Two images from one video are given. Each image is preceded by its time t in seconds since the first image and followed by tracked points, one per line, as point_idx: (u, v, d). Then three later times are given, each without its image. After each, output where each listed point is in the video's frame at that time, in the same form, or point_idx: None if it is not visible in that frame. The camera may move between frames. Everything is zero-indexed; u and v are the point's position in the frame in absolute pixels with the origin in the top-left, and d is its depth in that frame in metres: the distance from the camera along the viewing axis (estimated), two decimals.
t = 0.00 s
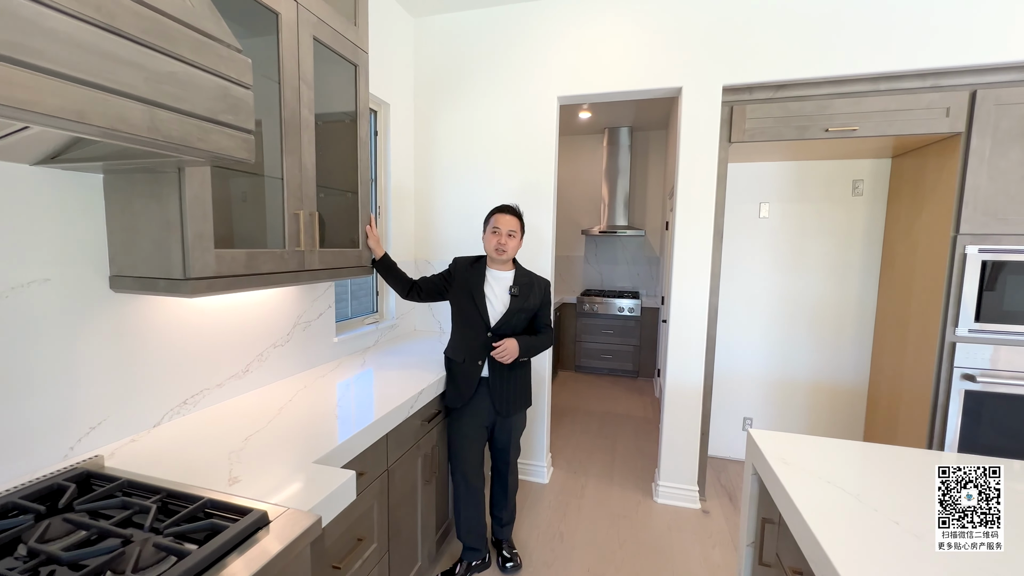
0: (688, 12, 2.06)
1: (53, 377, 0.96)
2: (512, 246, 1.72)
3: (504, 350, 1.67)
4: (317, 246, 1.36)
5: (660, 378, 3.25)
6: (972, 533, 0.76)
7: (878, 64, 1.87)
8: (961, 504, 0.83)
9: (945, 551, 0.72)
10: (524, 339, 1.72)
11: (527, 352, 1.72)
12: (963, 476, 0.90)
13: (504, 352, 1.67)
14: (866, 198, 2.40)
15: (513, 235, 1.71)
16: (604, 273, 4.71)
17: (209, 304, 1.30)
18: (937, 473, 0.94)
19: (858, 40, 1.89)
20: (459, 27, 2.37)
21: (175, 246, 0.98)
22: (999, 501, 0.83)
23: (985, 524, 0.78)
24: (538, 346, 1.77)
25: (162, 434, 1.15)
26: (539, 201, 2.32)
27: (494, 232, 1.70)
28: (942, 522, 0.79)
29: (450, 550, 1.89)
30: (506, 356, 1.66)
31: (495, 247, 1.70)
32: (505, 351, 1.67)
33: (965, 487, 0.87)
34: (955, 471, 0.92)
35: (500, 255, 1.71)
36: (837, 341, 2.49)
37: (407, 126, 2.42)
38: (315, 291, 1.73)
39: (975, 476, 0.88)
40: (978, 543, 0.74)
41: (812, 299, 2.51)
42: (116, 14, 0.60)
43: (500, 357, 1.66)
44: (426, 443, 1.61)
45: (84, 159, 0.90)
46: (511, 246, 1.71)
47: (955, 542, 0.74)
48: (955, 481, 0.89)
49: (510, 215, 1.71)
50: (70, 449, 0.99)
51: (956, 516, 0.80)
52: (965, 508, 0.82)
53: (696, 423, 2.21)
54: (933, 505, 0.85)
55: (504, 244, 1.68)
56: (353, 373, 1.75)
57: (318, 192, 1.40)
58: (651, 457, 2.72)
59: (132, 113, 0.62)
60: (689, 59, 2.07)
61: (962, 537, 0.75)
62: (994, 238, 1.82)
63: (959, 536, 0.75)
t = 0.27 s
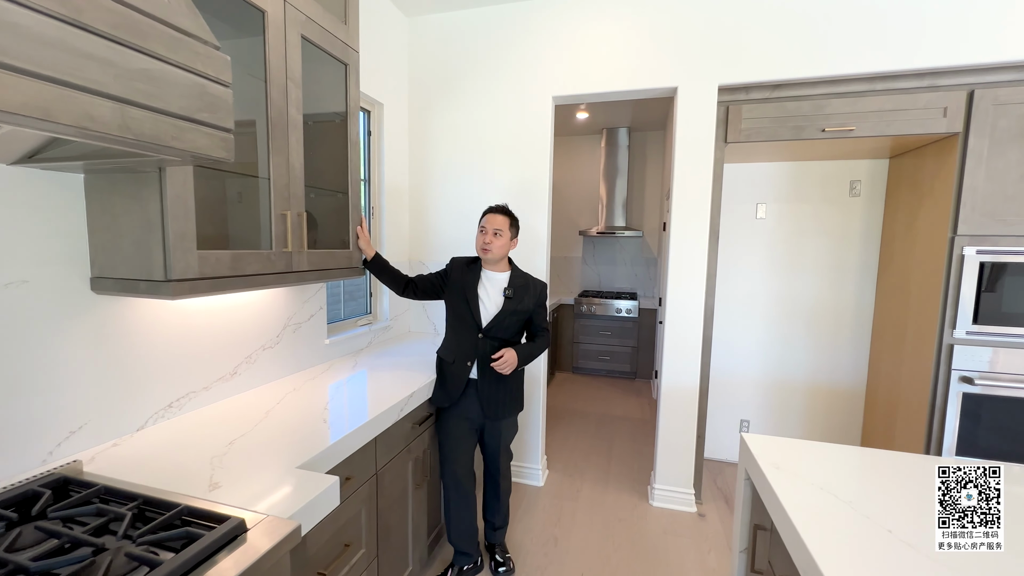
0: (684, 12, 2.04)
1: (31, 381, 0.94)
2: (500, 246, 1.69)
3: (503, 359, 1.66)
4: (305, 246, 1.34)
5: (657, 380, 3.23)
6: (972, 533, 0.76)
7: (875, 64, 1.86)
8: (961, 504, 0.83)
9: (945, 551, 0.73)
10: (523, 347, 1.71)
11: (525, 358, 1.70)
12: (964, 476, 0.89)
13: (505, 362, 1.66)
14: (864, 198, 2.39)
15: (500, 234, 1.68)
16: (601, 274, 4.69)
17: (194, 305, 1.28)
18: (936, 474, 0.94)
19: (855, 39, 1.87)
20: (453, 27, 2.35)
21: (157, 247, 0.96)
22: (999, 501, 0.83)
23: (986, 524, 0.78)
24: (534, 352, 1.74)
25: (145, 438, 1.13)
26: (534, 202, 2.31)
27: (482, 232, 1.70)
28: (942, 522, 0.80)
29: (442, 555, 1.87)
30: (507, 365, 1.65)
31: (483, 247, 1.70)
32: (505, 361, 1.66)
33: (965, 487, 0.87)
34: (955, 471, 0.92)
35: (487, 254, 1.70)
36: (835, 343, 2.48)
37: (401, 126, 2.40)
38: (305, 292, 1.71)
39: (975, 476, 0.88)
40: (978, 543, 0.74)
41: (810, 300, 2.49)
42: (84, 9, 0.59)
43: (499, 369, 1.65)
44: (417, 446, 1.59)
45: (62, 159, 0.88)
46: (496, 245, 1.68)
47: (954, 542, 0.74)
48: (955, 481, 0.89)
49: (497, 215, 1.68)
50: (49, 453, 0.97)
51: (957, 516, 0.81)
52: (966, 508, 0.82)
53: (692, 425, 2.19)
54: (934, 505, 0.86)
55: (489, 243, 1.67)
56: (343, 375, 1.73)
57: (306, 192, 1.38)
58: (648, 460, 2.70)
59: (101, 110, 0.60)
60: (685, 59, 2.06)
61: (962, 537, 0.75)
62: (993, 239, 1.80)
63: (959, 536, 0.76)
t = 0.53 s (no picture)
0: (680, 11, 2.04)
1: (16, 379, 0.94)
2: (504, 246, 1.68)
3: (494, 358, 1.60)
4: (297, 245, 1.33)
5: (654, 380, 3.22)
6: (972, 533, 0.76)
7: (871, 63, 1.85)
8: (961, 504, 0.83)
9: (945, 551, 0.73)
10: (516, 347, 1.67)
11: (518, 358, 1.67)
12: (964, 476, 0.89)
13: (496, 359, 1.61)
14: (861, 198, 2.38)
15: (507, 234, 1.67)
16: (600, 274, 4.69)
17: (184, 304, 1.27)
18: (936, 473, 0.94)
19: (851, 38, 1.86)
20: (449, 26, 2.35)
21: (142, 245, 0.95)
22: (999, 501, 0.83)
23: (986, 524, 0.77)
24: (531, 354, 1.72)
25: (133, 437, 1.12)
26: (530, 201, 2.30)
27: (489, 230, 1.69)
28: (943, 522, 0.79)
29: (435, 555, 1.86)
30: (496, 362, 1.60)
31: (488, 246, 1.69)
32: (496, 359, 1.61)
33: (965, 487, 0.87)
34: (955, 471, 0.92)
35: (492, 253, 1.69)
36: (833, 343, 2.46)
37: (396, 125, 2.40)
38: (298, 291, 1.71)
39: (976, 476, 0.88)
40: (978, 543, 0.74)
41: (808, 301, 2.48)
42: (60, 2, 0.58)
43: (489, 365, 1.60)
44: (410, 446, 1.58)
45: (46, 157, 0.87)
46: (501, 244, 1.67)
47: (954, 542, 0.74)
48: (956, 481, 0.89)
49: (506, 214, 1.68)
50: (34, 453, 0.97)
51: (957, 516, 0.80)
52: (966, 508, 0.81)
53: (689, 426, 2.18)
54: (934, 505, 0.85)
55: (496, 242, 1.66)
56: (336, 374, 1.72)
57: (298, 191, 1.37)
58: (645, 461, 2.69)
59: (77, 105, 0.60)
60: (681, 58, 2.05)
61: (962, 537, 0.75)
62: (991, 238, 1.79)
63: (960, 536, 0.75)
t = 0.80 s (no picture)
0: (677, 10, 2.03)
1: (12, 376, 0.95)
2: (508, 246, 1.69)
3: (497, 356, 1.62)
4: (292, 243, 1.34)
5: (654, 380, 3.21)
6: (972, 534, 0.75)
7: (869, 61, 1.84)
8: (961, 504, 0.82)
9: (945, 551, 0.72)
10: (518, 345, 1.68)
11: (519, 356, 1.68)
12: (964, 476, 0.88)
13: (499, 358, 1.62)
14: (860, 196, 2.37)
15: (510, 235, 1.68)
16: (601, 274, 4.68)
17: (181, 302, 1.28)
18: (935, 473, 0.93)
19: (848, 36, 1.86)
20: (447, 26, 2.35)
21: (136, 242, 0.96)
22: (999, 501, 0.82)
23: (986, 524, 0.76)
24: (532, 353, 1.72)
25: (128, 434, 1.13)
26: (528, 201, 2.30)
27: (491, 230, 1.68)
28: (943, 522, 0.78)
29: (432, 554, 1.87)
30: (499, 359, 1.61)
31: (491, 246, 1.69)
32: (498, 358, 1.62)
33: (965, 487, 0.86)
34: (955, 471, 0.91)
35: (494, 253, 1.69)
36: (832, 342, 2.46)
37: (394, 125, 2.40)
38: (295, 289, 1.72)
39: (976, 476, 0.87)
40: (978, 543, 0.73)
41: (807, 300, 2.47)
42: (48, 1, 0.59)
43: (491, 362, 1.62)
44: (406, 444, 1.58)
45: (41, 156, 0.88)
46: (506, 245, 1.68)
47: (954, 542, 0.73)
48: (956, 480, 0.88)
49: (508, 214, 1.68)
50: (30, 449, 0.98)
51: (957, 516, 0.79)
52: (966, 509, 0.80)
53: (688, 426, 2.17)
54: (934, 505, 0.84)
55: (499, 243, 1.66)
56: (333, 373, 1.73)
57: (294, 190, 1.38)
58: (643, 461, 2.68)
59: (66, 102, 0.60)
60: (678, 56, 2.05)
61: (962, 537, 0.74)
62: (990, 237, 1.78)
63: (960, 536, 0.74)
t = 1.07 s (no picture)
0: (676, 11, 2.04)
1: (12, 374, 0.96)
2: (508, 246, 1.70)
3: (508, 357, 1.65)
4: (290, 244, 1.35)
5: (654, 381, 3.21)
6: (972, 533, 0.75)
7: (868, 62, 1.84)
8: (961, 504, 0.82)
9: (945, 551, 0.72)
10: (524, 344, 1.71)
11: (528, 355, 1.71)
12: (963, 476, 0.88)
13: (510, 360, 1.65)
14: (861, 197, 2.36)
15: (509, 234, 1.70)
16: (602, 274, 4.68)
17: (180, 301, 1.30)
18: (935, 473, 0.93)
19: (847, 37, 1.86)
20: (447, 28, 2.36)
21: (135, 243, 0.97)
22: (999, 501, 0.82)
23: (986, 524, 0.77)
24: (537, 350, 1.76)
25: (127, 433, 1.14)
26: (527, 201, 2.31)
27: (490, 231, 1.69)
28: (943, 522, 0.78)
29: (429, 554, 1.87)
30: (512, 361, 1.64)
31: (491, 247, 1.69)
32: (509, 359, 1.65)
33: (965, 487, 0.86)
34: (954, 471, 0.91)
35: (495, 254, 1.70)
36: (833, 343, 2.45)
37: (394, 126, 2.42)
38: (295, 289, 1.73)
39: (975, 476, 0.87)
40: (979, 543, 0.73)
41: (807, 301, 2.47)
42: (46, 6, 0.60)
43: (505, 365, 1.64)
44: (403, 444, 1.59)
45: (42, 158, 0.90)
46: (507, 244, 1.69)
47: (955, 542, 0.73)
48: (955, 481, 0.88)
49: (502, 213, 1.68)
50: (30, 446, 0.99)
51: (957, 516, 0.79)
52: (966, 509, 0.80)
53: (688, 426, 2.17)
54: (933, 505, 0.84)
55: (500, 244, 1.67)
56: (332, 372, 1.74)
57: (293, 190, 1.39)
58: (643, 461, 2.68)
59: (64, 105, 0.61)
60: (677, 57, 2.05)
61: (962, 537, 0.74)
62: (990, 237, 1.77)
63: (960, 536, 0.74)
